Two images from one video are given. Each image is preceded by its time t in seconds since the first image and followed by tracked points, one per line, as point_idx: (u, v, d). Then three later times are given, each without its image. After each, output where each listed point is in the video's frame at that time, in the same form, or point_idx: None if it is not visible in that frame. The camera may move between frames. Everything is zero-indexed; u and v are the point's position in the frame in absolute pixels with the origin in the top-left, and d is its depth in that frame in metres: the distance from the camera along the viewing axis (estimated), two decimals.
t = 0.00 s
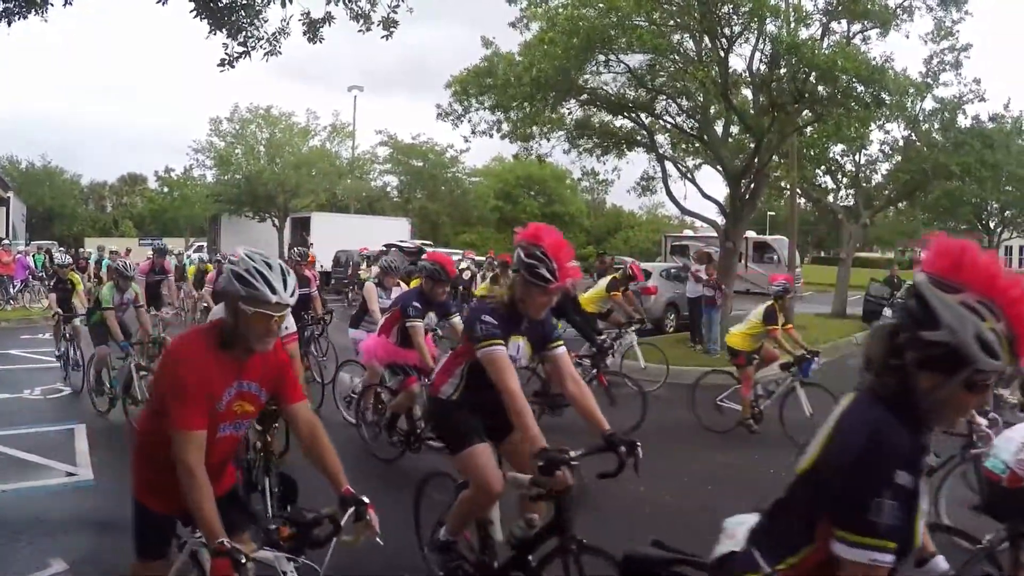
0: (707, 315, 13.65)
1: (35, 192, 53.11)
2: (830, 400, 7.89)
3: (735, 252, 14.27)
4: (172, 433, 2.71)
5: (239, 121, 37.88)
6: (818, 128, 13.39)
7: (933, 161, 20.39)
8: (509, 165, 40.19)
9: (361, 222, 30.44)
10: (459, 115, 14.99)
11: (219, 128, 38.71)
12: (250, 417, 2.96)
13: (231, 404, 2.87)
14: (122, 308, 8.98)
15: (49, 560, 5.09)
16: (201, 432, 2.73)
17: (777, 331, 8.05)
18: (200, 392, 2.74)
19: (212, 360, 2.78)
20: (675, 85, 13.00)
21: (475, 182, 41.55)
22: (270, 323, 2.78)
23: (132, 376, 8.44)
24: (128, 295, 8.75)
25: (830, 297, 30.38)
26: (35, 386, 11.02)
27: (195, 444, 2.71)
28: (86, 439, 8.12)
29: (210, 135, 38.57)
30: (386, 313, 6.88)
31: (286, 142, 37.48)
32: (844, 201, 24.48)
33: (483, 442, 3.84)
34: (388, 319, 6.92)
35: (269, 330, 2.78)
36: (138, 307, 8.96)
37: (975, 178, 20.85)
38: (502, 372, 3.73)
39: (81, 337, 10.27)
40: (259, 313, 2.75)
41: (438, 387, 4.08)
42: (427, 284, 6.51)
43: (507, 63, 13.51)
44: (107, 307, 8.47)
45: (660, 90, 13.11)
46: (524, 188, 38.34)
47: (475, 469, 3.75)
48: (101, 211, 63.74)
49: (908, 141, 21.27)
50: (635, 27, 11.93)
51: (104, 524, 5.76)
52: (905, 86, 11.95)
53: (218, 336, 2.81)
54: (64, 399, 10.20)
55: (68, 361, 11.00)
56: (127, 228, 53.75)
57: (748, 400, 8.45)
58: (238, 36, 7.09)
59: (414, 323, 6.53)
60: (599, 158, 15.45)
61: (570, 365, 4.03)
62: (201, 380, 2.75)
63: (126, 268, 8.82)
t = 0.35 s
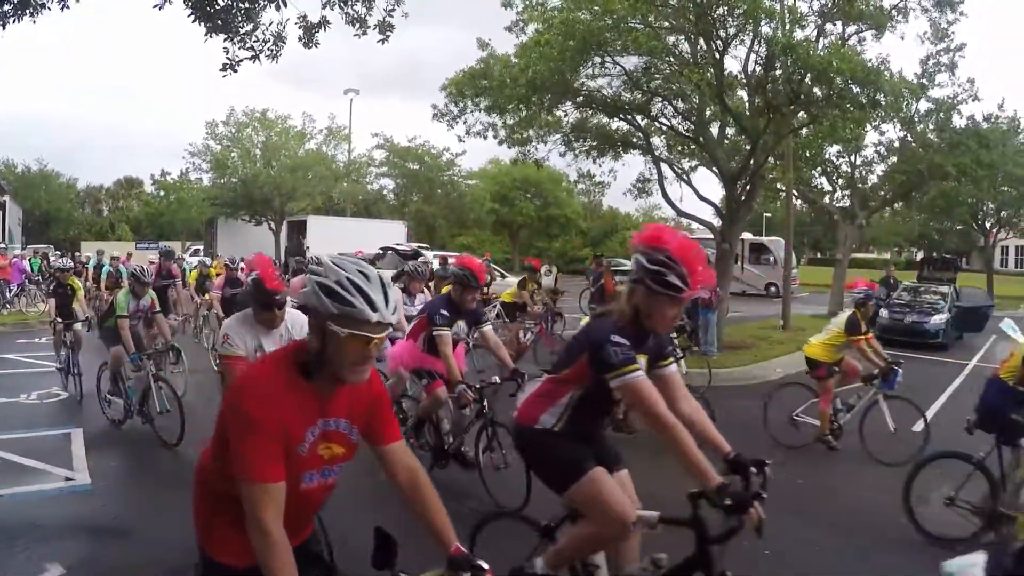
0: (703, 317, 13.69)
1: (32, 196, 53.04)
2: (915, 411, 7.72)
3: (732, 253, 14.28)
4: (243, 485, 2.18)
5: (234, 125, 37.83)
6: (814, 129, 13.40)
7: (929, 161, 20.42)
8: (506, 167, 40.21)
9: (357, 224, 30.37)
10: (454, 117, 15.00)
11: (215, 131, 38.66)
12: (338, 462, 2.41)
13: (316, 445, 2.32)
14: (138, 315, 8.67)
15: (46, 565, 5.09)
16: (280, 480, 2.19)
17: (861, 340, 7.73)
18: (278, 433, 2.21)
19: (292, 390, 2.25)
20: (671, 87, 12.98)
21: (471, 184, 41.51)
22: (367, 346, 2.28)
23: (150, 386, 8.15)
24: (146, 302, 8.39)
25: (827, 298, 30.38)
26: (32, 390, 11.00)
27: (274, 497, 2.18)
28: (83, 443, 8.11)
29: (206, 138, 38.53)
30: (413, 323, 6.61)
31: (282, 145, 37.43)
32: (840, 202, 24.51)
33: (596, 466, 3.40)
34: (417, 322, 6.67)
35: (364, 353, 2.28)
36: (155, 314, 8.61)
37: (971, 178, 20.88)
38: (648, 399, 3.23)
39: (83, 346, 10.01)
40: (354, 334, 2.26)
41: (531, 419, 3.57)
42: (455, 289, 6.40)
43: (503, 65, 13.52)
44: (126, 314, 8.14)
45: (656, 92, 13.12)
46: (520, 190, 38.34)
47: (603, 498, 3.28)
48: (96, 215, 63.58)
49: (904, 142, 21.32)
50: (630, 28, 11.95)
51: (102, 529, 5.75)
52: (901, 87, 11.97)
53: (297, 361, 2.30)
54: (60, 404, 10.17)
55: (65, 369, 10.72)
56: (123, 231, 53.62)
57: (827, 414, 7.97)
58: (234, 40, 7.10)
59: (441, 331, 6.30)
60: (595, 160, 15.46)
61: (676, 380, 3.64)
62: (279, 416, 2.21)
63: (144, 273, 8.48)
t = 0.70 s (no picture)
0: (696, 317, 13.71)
1: (22, 199, 52.72)
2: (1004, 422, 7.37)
3: (724, 252, 14.30)
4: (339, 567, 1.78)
5: (225, 127, 37.71)
6: (805, 128, 13.41)
7: (919, 158, 20.47)
8: (497, 167, 40.21)
9: (349, 226, 30.30)
10: (445, 119, 14.99)
11: (206, 133, 38.54)
12: (450, 520, 2.00)
13: (423, 503, 1.91)
14: (146, 322, 8.12)
15: (40, 570, 5.06)
16: (388, 556, 1.79)
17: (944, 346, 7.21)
18: (385, 499, 1.82)
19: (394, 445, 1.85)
20: (662, 86, 13.02)
21: (463, 185, 41.48)
22: (492, 373, 1.86)
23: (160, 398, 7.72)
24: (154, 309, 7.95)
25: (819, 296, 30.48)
26: (24, 395, 10.94)
27: None
28: (74, 448, 8.09)
29: (196, 140, 38.40)
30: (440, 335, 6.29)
31: (273, 147, 37.32)
32: (831, 201, 24.58)
33: (763, 489, 3.10)
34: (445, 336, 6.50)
35: (487, 383, 1.86)
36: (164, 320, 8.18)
37: (961, 175, 20.95)
38: (816, 428, 2.86)
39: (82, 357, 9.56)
40: (473, 359, 1.84)
41: (682, 450, 3.17)
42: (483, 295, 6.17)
43: (493, 66, 13.51)
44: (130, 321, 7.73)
45: (646, 91, 13.12)
46: (512, 191, 38.36)
47: (783, 525, 2.95)
48: (86, 218, 63.28)
49: (895, 139, 21.37)
50: (620, 28, 11.98)
51: (95, 534, 5.73)
52: (891, 85, 12.00)
53: (401, 403, 1.89)
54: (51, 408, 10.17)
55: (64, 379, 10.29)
56: (113, 234, 53.44)
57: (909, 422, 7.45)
58: (223, 42, 7.09)
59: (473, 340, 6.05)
60: (587, 160, 15.47)
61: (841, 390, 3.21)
62: (386, 478, 1.83)
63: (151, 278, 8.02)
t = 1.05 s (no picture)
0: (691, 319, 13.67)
1: (18, 200, 52.51)
2: None
3: (720, 254, 14.32)
4: None
5: (222, 128, 37.67)
6: (802, 131, 13.42)
7: (916, 161, 20.50)
8: (494, 169, 40.25)
9: (346, 228, 30.30)
10: (442, 122, 14.99)
11: (202, 135, 38.50)
12: None
13: None
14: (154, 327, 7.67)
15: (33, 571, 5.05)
16: None
17: None
18: None
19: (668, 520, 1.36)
20: (658, 89, 13.04)
21: (459, 187, 41.49)
22: (807, 423, 1.46)
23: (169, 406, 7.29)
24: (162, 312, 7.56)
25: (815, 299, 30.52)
26: (18, 397, 10.90)
27: None
28: (70, 450, 8.07)
29: (193, 142, 38.35)
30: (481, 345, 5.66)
31: (270, 148, 37.28)
32: (828, 204, 24.64)
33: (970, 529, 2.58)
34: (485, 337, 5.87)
35: (799, 440, 1.46)
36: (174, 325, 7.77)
37: (958, 178, 20.96)
38: None
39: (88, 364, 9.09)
40: (798, 406, 1.44)
41: (886, 491, 2.56)
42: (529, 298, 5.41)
43: (490, 69, 13.50)
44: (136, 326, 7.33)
45: (643, 94, 13.14)
46: (509, 193, 38.41)
47: None
48: (83, 220, 63.13)
49: (891, 143, 21.40)
50: (617, 32, 12.02)
51: (91, 535, 5.72)
52: (888, 88, 12.03)
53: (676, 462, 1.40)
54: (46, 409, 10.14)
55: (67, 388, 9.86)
56: (109, 235, 53.33)
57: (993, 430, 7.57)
58: (220, 44, 7.11)
59: (518, 348, 5.42)
60: (583, 163, 15.50)
61: None
62: (645, 531, 1.32)
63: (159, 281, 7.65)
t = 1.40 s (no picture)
0: (693, 321, 13.69)
1: (20, 197, 52.40)
2: None
3: (721, 256, 14.32)
4: None
5: (223, 128, 37.68)
6: (803, 133, 13.43)
7: (918, 165, 20.47)
8: (495, 170, 40.26)
9: (347, 229, 30.30)
10: (444, 122, 15.00)
11: (204, 134, 38.49)
12: None
13: None
14: (171, 331, 7.27)
15: (34, 569, 5.06)
16: None
17: None
18: None
19: None
20: (660, 91, 13.05)
21: (460, 188, 41.50)
22: None
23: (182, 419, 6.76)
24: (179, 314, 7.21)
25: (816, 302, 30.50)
26: (19, 395, 10.91)
27: None
28: (70, 448, 8.08)
29: (195, 141, 38.36)
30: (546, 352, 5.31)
31: (271, 148, 37.28)
32: (829, 206, 24.63)
33: None
34: (547, 349, 5.51)
35: None
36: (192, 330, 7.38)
37: (959, 182, 20.97)
38: None
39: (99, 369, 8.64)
40: None
41: None
42: (607, 305, 5.09)
43: (492, 70, 13.49)
44: (151, 329, 6.92)
45: (645, 96, 13.16)
46: (509, 194, 38.41)
47: None
48: (84, 218, 63.11)
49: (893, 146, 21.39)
50: (620, 33, 12.00)
51: (91, 533, 5.73)
52: (889, 92, 12.03)
53: None
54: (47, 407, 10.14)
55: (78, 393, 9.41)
56: (110, 234, 53.32)
57: None
58: (224, 43, 7.12)
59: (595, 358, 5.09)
60: (585, 164, 15.50)
61: None
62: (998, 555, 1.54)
63: (176, 282, 7.26)
